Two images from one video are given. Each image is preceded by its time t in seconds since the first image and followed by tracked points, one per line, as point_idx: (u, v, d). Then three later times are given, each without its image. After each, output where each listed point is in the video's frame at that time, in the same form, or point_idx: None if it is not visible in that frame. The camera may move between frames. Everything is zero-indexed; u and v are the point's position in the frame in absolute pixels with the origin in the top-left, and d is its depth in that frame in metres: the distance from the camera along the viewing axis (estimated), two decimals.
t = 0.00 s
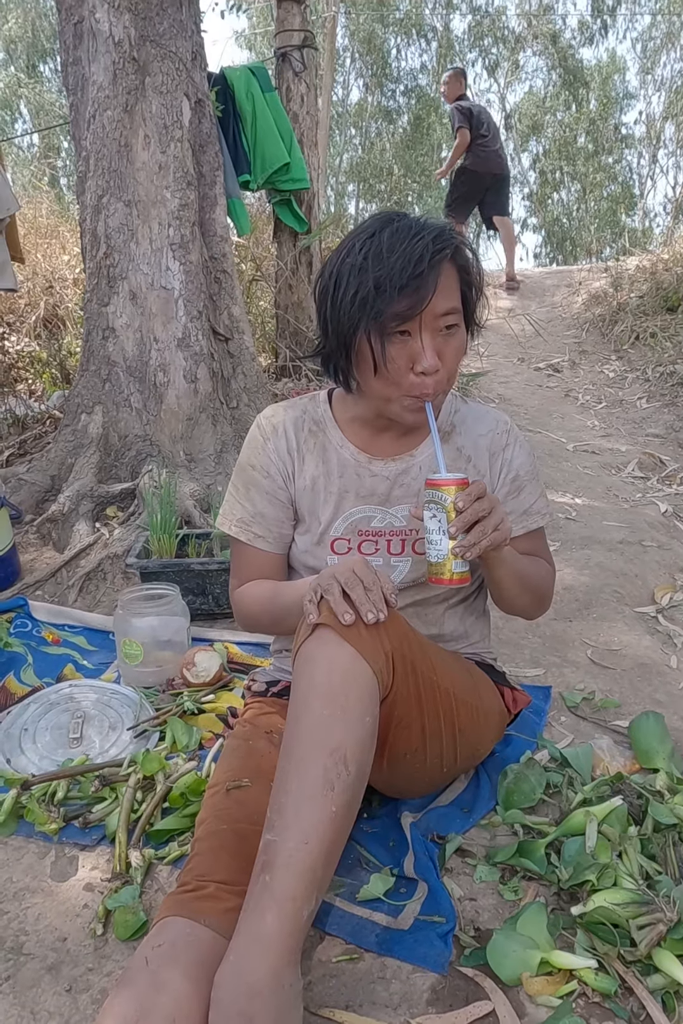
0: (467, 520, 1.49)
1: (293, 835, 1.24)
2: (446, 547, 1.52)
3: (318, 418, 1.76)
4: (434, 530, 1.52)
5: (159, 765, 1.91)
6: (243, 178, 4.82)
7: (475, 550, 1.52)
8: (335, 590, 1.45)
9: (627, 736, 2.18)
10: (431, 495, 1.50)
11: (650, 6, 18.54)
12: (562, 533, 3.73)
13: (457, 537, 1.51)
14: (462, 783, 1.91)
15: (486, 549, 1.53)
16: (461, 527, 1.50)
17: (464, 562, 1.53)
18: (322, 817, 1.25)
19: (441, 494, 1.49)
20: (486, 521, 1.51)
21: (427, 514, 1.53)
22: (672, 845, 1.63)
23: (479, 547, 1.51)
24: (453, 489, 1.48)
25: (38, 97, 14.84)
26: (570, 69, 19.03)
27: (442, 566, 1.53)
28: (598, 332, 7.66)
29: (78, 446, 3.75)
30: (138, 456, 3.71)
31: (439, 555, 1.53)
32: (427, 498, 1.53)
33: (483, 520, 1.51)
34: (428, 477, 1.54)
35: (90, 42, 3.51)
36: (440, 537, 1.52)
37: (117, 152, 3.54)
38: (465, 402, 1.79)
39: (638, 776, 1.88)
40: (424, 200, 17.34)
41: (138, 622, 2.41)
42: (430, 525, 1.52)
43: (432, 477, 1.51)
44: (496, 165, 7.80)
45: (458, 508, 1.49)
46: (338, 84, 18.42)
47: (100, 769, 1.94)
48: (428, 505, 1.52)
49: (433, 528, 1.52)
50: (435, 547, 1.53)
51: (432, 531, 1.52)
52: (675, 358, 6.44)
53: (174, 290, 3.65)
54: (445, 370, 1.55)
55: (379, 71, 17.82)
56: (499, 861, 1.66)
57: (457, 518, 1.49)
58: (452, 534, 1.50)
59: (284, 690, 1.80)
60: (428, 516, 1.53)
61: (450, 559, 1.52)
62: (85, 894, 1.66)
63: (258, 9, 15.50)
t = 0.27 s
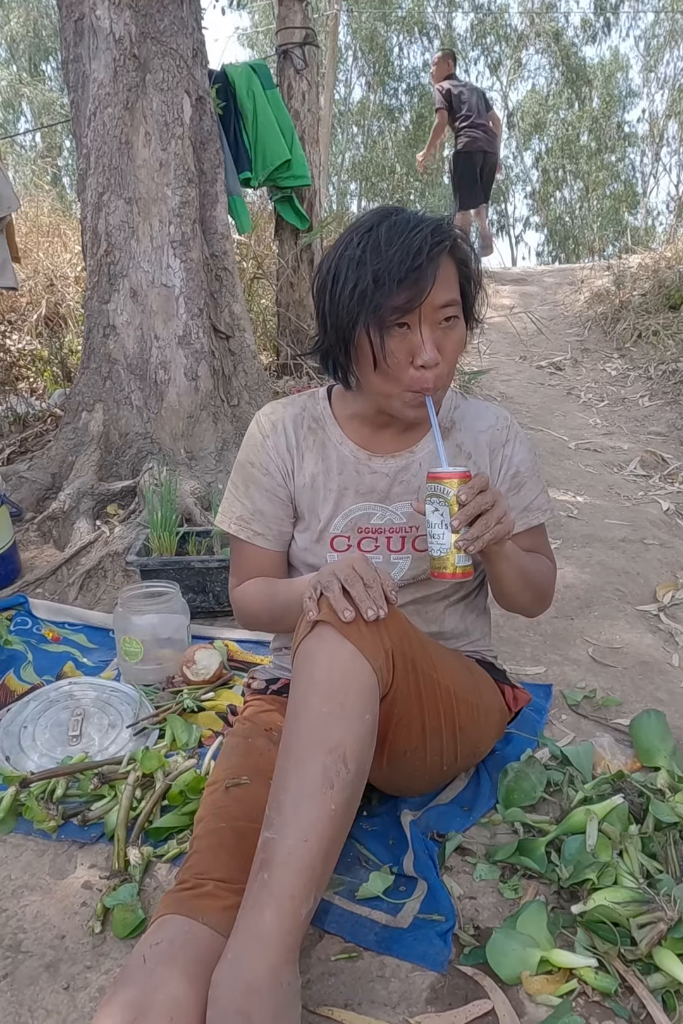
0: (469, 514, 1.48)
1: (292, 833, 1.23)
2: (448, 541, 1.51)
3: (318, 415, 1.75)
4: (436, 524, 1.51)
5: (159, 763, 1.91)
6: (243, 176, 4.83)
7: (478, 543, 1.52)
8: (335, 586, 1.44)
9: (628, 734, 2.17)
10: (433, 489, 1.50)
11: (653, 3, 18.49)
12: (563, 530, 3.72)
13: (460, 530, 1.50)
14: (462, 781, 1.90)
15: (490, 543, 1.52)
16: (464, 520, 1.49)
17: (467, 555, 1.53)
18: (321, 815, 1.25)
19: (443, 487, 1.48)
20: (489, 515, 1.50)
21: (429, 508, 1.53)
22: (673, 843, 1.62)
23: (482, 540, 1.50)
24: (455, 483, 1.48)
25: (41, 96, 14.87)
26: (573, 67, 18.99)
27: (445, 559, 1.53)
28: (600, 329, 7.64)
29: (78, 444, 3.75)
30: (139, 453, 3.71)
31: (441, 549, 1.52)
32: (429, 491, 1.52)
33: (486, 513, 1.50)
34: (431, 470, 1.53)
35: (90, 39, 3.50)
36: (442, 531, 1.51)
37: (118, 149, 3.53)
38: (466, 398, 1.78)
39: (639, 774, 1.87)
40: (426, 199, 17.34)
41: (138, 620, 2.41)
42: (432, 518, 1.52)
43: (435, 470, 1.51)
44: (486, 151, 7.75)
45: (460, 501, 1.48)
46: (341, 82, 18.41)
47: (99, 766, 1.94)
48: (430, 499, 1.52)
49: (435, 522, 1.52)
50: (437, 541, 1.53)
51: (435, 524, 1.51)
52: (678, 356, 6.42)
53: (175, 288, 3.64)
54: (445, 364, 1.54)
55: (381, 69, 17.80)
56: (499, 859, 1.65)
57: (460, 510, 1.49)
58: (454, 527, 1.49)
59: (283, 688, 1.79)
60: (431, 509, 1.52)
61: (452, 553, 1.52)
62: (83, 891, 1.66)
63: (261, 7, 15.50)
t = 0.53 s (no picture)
0: (469, 510, 1.48)
1: (289, 831, 1.23)
2: (448, 537, 1.51)
3: (317, 414, 1.75)
4: (435, 521, 1.51)
5: (157, 761, 1.91)
6: (243, 177, 4.81)
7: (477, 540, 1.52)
8: (332, 584, 1.44)
9: (627, 734, 2.17)
10: (432, 485, 1.50)
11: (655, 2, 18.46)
12: (564, 529, 3.72)
13: (459, 526, 1.50)
14: (461, 780, 1.90)
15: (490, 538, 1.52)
16: (463, 516, 1.49)
17: (466, 552, 1.53)
18: (318, 813, 1.24)
19: (442, 483, 1.48)
20: (488, 511, 1.50)
21: (428, 504, 1.52)
22: (672, 842, 1.62)
23: (482, 536, 1.50)
24: (454, 479, 1.47)
25: (43, 95, 14.89)
26: (575, 66, 18.96)
27: (444, 556, 1.53)
28: (601, 328, 7.64)
29: (79, 442, 3.75)
30: (140, 452, 3.71)
31: (441, 546, 1.52)
32: (428, 488, 1.52)
33: (485, 509, 1.49)
34: (429, 466, 1.53)
35: (90, 38, 3.50)
36: (442, 527, 1.51)
37: (119, 148, 3.53)
38: (464, 397, 1.78)
39: (638, 773, 1.87)
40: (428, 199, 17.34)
41: (137, 618, 2.41)
42: (431, 515, 1.52)
43: (433, 467, 1.50)
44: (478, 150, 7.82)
45: (460, 498, 1.48)
46: (342, 81, 18.40)
47: (98, 765, 1.94)
48: (429, 495, 1.51)
49: (434, 519, 1.51)
50: (436, 538, 1.52)
51: (434, 521, 1.51)
52: (679, 355, 6.42)
53: (175, 286, 3.64)
54: (443, 361, 1.53)
55: (383, 68, 17.79)
56: (498, 858, 1.65)
57: (459, 507, 1.49)
58: (454, 524, 1.49)
59: (282, 686, 1.79)
60: (429, 506, 1.52)
61: (452, 549, 1.52)
62: (82, 890, 1.66)
63: (262, 6, 15.50)
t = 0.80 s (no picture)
0: (465, 510, 1.48)
1: (286, 830, 1.23)
2: (445, 537, 1.51)
3: (314, 413, 1.75)
4: (432, 521, 1.51)
5: (155, 760, 1.90)
6: (243, 176, 4.83)
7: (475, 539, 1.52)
8: (330, 583, 1.44)
9: (625, 733, 2.17)
10: (429, 486, 1.49)
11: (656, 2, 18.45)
12: (563, 529, 3.72)
13: (456, 526, 1.50)
14: (459, 779, 1.90)
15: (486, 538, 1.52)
16: (460, 517, 1.49)
17: (463, 551, 1.53)
18: (315, 813, 1.24)
19: (439, 484, 1.48)
20: (485, 511, 1.50)
21: (424, 504, 1.52)
22: (668, 842, 1.62)
23: (479, 535, 1.50)
24: (450, 479, 1.47)
25: (43, 96, 14.90)
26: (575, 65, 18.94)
27: (441, 555, 1.53)
28: (601, 328, 7.63)
29: (78, 442, 3.75)
30: (139, 452, 3.71)
31: (438, 545, 1.52)
32: (424, 487, 1.52)
33: (482, 509, 1.49)
34: (426, 466, 1.53)
35: (90, 38, 3.50)
36: (438, 527, 1.51)
37: (118, 148, 3.53)
38: (462, 397, 1.78)
39: (635, 773, 1.87)
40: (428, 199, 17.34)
41: (136, 617, 2.41)
42: (428, 515, 1.52)
43: (430, 467, 1.50)
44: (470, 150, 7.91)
45: (456, 498, 1.48)
46: (343, 81, 18.41)
47: (96, 764, 1.94)
48: (426, 496, 1.51)
49: (431, 519, 1.52)
50: (433, 538, 1.53)
51: (431, 520, 1.51)
52: (679, 354, 6.42)
53: (174, 286, 3.64)
54: (440, 362, 1.54)
55: (383, 68, 17.78)
56: (495, 857, 1.65)
57: (456, 507, 1.48)
58: (451, 524, 1.49)
59: (279, 685, 1.79)
60: (426, 506, 1.52)
61: (449, 549, 1.52)
62: (79, 889, 1.66)
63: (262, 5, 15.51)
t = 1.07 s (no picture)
0: (462, 510, 1.48)
1: (282, 829, 1.23)
2: (442, 537, 1.51)
3: (311, 413, 1.75)
4: (429, 521, 1.52)
5: (153, 760, 1.91)
6: (243, 175, 4.83)
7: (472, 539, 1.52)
8: (327, 583, 1.44)
9: (622, 732, 2.17)
10: (426, 486, 1.50)
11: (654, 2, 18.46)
12: (561, 529, 3.72)
13: (453, 526, 1.50)
14: (456, 779, 1.90)
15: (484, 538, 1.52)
16: (457, 516, 1.49)
17: (460, 551, 1.53)
18: (312, 812, 1.25)
19: (436, 484, 1.48)
20: (482, 511, 1.50)
21: (422, 504, 1.53)
22: (665, 840, 1.62)
23: (477, 535, 1.51)
24: (447, 479, 1.48)
25: (41, 95, 14.89)
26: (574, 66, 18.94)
27: (439, 555, 1.53)
28: (599, 328, 7.64)
29: (76, 442, 3.75)
30: (137, 452, 3.71)
31: (435, 545, 1.53)
32: (422, 487, 1.52)
33: (479, 509, 1.50)
34: (423, 466, 1.53)
35: (88, 38, 3.51)
36: (436, 527, 1.51)
37: (116, 148, 3.53)
38: (459, 397, 1.79)
39: (632, 772, 1.88)
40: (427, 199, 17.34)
41: (133, 617, 2.41)
42: (426, 515, 1.52)
43: (427, 467, 1.51)
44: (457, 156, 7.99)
45: (453, 497, 1.48)
46: (342, 81, 18.41)
47: (93, 764, 1.94)
48: (423, 495, 1.52)
49: (428, 519, 1.52)
50: (431, 537, 1.53)
51: (428, 520, 1.52)
52: (677, 354, 6.42)
53: (173, 286, 3.65)
54: (436, 362, 1.54)
55: (382, 68, 17.79)
56: (491, 856, 1.65)
57: (453, 507, 1.49)
58: (448, 524, 1.49)
59: (277, 685, 1.80)
60: (423, 506, 1.52)
61: (446, 549, 1.52)
62: (77, 888, 1.66)
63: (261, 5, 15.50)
